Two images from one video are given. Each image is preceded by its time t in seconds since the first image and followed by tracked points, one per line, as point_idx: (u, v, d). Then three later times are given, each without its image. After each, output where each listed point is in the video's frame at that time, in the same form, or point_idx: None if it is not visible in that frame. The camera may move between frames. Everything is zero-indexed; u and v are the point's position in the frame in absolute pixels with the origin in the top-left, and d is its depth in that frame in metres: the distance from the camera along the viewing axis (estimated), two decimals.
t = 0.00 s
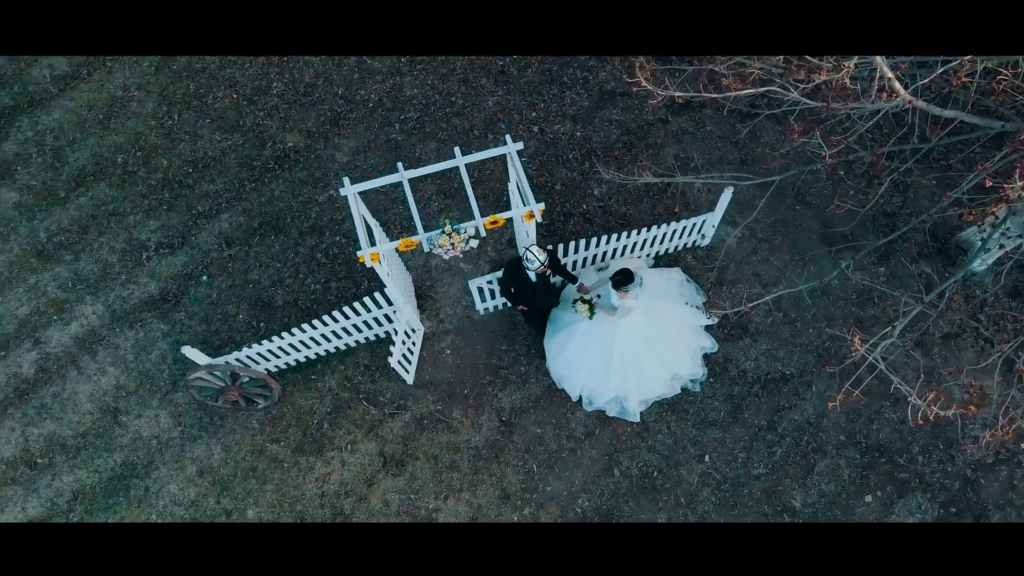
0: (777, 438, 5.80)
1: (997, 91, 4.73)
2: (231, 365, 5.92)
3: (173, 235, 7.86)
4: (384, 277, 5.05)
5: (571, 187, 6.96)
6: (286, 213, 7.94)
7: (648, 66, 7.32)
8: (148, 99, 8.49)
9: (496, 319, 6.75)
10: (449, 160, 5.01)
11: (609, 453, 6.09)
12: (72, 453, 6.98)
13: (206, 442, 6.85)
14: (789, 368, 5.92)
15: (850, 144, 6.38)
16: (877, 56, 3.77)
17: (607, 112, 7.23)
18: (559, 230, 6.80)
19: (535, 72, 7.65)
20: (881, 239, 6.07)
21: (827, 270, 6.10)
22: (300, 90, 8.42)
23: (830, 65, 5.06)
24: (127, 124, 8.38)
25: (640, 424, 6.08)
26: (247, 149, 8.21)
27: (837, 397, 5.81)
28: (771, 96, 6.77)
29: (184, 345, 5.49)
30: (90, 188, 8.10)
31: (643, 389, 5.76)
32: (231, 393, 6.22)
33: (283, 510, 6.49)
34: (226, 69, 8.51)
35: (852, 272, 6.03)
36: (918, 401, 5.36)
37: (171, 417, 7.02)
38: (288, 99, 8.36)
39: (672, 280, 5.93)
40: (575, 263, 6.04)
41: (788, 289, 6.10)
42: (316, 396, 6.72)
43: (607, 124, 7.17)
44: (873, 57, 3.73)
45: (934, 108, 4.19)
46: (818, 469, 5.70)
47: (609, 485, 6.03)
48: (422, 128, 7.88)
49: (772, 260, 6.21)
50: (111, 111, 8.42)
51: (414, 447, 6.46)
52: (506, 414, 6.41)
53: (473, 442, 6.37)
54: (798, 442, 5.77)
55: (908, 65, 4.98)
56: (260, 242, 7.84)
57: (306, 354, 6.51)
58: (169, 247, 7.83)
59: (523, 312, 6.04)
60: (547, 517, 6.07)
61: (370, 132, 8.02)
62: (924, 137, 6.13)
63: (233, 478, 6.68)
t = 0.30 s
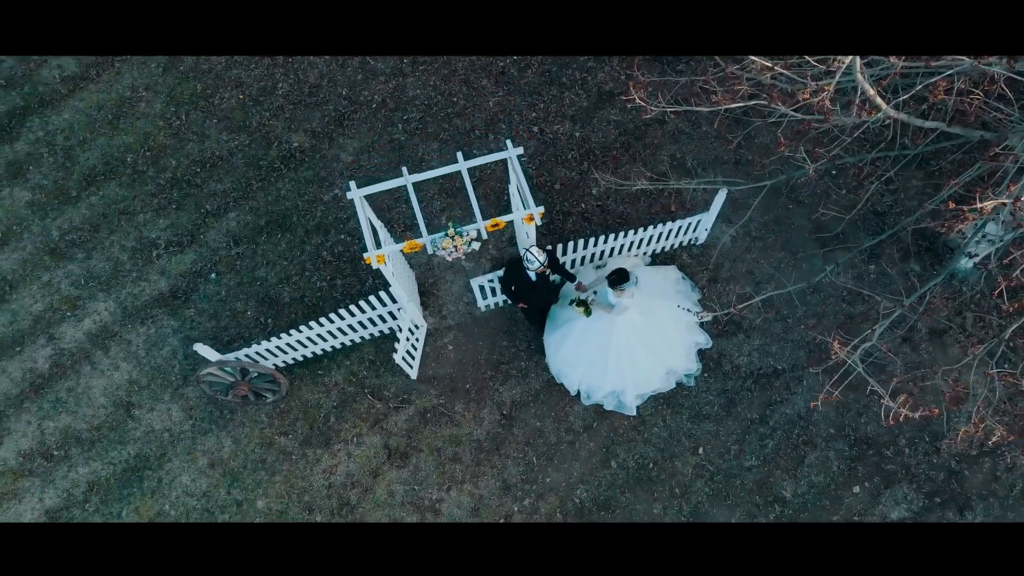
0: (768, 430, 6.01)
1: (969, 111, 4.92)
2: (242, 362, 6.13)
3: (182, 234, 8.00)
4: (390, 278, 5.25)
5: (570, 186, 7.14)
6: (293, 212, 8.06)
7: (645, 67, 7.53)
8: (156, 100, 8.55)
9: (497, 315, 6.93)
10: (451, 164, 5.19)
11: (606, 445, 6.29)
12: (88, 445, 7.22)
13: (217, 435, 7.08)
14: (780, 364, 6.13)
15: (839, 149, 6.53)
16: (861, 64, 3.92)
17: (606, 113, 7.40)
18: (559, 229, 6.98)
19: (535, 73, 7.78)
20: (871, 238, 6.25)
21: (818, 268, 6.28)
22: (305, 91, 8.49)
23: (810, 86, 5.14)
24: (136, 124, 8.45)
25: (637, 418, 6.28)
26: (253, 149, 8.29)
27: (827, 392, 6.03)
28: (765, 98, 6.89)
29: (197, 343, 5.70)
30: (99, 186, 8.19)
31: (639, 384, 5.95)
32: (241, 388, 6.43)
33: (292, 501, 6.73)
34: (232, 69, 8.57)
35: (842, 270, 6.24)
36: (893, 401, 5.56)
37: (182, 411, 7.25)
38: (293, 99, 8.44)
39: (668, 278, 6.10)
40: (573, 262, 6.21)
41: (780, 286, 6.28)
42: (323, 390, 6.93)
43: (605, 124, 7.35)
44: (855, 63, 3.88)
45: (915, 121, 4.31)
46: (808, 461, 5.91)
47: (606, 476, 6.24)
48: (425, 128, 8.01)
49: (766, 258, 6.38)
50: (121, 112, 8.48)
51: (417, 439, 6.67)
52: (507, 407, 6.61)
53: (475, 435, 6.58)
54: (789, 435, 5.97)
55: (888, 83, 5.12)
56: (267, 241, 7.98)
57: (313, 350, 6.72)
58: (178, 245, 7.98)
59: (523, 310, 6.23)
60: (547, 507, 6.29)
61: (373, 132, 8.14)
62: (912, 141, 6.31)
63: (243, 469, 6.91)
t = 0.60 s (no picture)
0: (759, 424, 6.28)
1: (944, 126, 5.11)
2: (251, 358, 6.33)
3: (191, 233, 8.09)
4: (394, 279, 5.44)
5: (569, 187, 7.35)
6: (299, 212, 8.14)
7: (643, 69, 7.72)
8: (165, 101, 8.51)
9: (497, 312, 7.11)
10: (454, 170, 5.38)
11: (604, 438, 6.51)
12: (102, 438, 7.48)
13: (228, 428, 7.32)
14: (772, 359, 6.37)
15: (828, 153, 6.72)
16: (840, 82, 4.09)
17: (604, 114, 7.60)
18: (558, 228, 7.25)
19: (535, 75, 7.93)
20: (855, 241, 6.48)
21: (809, 267, 6.49)
22: (311, 92, 8.46)
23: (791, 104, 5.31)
24: (145, 126, 8.43)
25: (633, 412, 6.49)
26: (259, 150, 8.31)
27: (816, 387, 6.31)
28: (757, 98, 7.04)
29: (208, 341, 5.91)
30: (111, 186, 8.23)
31: (635, 379, 6.15)
32: (251, 383, 6.68)
33: (301, 491, 6.99)
34: (239, 71, 8.52)
35: (833, 269, 6.47)
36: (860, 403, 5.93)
37: (193, 405, 7.49)
38: (298, 100, 8.44)
39: (663, 276, 6.28)
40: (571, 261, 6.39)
41: (772, 285, 6.49)
42: (330, 385, 7.15)
43: (604, 125, 7.55)
44: (833, 82, 4.05)
45: (894, 132, 4.46)
46: (797, 453, 6.21)
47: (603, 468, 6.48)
48: (427, 129, 8.12)
49: (759, 257, 6.57)
50: (129, 113, 8.45)
51: (421, 433, 6.90)
52: (507, 402, 6.82)
53: (477, 428, 6.80)
54: (780, 428, 6.25)
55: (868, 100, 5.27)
56: (274, 241, 8.06)
57: (320, 346, 6.93)
58: (187, 244, 8.07)
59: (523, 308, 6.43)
60: (547, 498, 6.54)
61: (376, 133, 8.22)
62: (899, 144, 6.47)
63: (253, 461, 7.15)
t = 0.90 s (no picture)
0: (751, 418, 6.52)
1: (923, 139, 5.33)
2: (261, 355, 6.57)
3: (201, 233, 8.32)
4: (399, 280, 5.66)
5: (567, 188, 7.57)
6: (304, 212, 8.35)
7: (641, 73, 7.91)
8: (174, 103, 8.71)
9: (497, 309, 7.31)
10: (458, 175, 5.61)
11: (601, 432, 6.74)
12: (118, 432, 7.76)
13: (238, 422, 7.58)
14: (763, 356, 6.60)
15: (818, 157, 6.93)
16: (824, 99, 4.26)
17: (601, 116, 7.81)
18: (557, 227, 7.46)
19: (534, 78, 8.11)
20: (844, 241, 6.72)
21: (799, 266, 6.73)
22: (316, 95, 8.65)
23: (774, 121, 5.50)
24: (154, 127, 8.63)
25: (630, 407, 6.71)
26: (266, 151, 8.52)
27: (806, 382, 6.55)
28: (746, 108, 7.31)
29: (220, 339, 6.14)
30: (121, 187, 8.46)
31: (631, 375, 6.37)
32: (260, 378, 6.89)
33: (310, 483, 7.25)
34: (245, 74, 8.68)
35: (822, 269, 6.70)
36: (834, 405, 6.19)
37: (205, 399, 7.75)
38: (304, 103, 8.62)
39: (658, 276, 6.47)
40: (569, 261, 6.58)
41: (764, 284, 6.72)
42: (335, 381, 7.38)
43: (602, 127, 7.76)
44: (817, 100, 4.23)
45: (877, 144, 4.65)
46: (787, 446, 6.45)
47: (601, 460, 6.71)
48: (429, 130, 8.30)
49: (751, 256, 6.78)
50: (140, 115, 8.66)
51: (424, 426, 7.14)
52: (507, 397, 7.05)
53: (478, 422, 7.04)
54: (770, 422, 6.50)
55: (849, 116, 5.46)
56: (280, 240, 8.29)
57: (326, 343, 7.16)
58: (196, 243, 8.30)
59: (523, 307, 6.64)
60: (546, 489, 6.79)
61: (380, 135, 8.39)
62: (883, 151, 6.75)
63: (262, 454, 7.41)
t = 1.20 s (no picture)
0: (742, 411, 6.77)
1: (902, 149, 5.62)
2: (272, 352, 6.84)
3: (210, 232, 8.56)
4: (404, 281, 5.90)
5: (566, 189, 7.85)
6: (310, 212, 8.56)
7: (638, 76, 8.12)
8: (183, 105, 8.93)
9: (498, 307, 7.54)
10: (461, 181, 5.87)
11: (598, 425, 6.99)
12: (132, 425, 8.04)
13: (248, 415, 7.85)
14: (755, 351, 6.85)
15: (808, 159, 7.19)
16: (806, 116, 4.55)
17: (599, 118, 8.04)
18: (556, 227, 7.72)
19: (534, 81, 8.33)
20: (833, 240, 6.98)
21: (790, 265, 6.97)
22: (321, 97, 8.86)
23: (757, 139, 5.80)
24: (165, 129, 8.86)
25: (626, 401, 6.95)
26: (273, 152, 8.74)
27: (796, 376, 6.80)
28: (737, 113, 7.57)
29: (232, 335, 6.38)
30: (133, 187, 8.71)
31: (627, 371, 6.61)
32: (269, 375, 7.24)
33: (317, 474, 7.52)
34: (253, 77, 8.90)
35: (812, 267, 6.96)
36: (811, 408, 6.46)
37: (216, 393, 8.02)
38: (310, 105, 8.83)
39: (653, 275, 6.69)
40: (567, 261, 6.80)
41: (756, 282, 6.95)
42: (342, 375, 7.63)
43: (600, 129, 8.00)
44: (800, 117, 4.53)
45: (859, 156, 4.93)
46: (778, 438, 6.70)
47: (598, 452, 6.96)
48: (431, 132, 8.50)
49: (744, 255, 7.01)
50: (150, 117, 8.90)
51: (428, 420, 7.39)
52: (508, 391, 7.28)
53: (480, 415, 7.29)
54: (761, 415, 6.75)
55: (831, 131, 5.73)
56: (288, 239, 8.52)
57: (333, 339, 7.41)
58: (206, 242, 8.54)
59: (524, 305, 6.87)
60: (545, 481, 7.04)
61: (384, 136, 8.59)
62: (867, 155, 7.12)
63: (272, 446, 7.69)
